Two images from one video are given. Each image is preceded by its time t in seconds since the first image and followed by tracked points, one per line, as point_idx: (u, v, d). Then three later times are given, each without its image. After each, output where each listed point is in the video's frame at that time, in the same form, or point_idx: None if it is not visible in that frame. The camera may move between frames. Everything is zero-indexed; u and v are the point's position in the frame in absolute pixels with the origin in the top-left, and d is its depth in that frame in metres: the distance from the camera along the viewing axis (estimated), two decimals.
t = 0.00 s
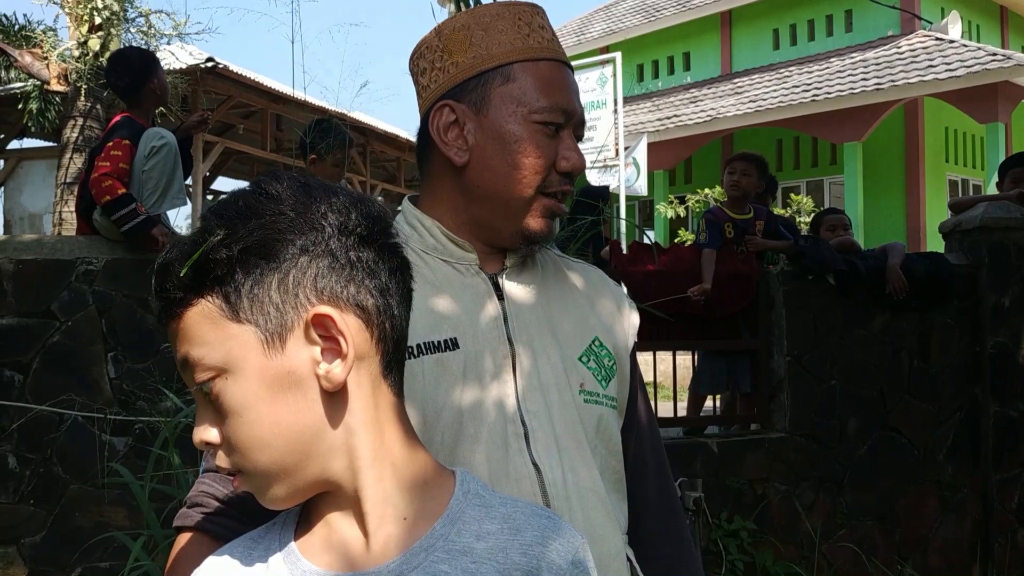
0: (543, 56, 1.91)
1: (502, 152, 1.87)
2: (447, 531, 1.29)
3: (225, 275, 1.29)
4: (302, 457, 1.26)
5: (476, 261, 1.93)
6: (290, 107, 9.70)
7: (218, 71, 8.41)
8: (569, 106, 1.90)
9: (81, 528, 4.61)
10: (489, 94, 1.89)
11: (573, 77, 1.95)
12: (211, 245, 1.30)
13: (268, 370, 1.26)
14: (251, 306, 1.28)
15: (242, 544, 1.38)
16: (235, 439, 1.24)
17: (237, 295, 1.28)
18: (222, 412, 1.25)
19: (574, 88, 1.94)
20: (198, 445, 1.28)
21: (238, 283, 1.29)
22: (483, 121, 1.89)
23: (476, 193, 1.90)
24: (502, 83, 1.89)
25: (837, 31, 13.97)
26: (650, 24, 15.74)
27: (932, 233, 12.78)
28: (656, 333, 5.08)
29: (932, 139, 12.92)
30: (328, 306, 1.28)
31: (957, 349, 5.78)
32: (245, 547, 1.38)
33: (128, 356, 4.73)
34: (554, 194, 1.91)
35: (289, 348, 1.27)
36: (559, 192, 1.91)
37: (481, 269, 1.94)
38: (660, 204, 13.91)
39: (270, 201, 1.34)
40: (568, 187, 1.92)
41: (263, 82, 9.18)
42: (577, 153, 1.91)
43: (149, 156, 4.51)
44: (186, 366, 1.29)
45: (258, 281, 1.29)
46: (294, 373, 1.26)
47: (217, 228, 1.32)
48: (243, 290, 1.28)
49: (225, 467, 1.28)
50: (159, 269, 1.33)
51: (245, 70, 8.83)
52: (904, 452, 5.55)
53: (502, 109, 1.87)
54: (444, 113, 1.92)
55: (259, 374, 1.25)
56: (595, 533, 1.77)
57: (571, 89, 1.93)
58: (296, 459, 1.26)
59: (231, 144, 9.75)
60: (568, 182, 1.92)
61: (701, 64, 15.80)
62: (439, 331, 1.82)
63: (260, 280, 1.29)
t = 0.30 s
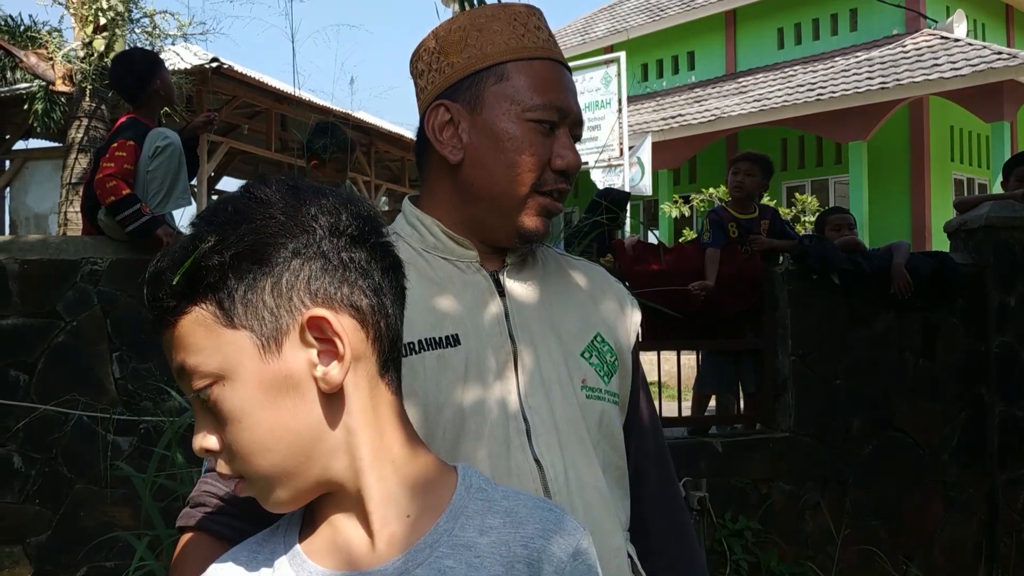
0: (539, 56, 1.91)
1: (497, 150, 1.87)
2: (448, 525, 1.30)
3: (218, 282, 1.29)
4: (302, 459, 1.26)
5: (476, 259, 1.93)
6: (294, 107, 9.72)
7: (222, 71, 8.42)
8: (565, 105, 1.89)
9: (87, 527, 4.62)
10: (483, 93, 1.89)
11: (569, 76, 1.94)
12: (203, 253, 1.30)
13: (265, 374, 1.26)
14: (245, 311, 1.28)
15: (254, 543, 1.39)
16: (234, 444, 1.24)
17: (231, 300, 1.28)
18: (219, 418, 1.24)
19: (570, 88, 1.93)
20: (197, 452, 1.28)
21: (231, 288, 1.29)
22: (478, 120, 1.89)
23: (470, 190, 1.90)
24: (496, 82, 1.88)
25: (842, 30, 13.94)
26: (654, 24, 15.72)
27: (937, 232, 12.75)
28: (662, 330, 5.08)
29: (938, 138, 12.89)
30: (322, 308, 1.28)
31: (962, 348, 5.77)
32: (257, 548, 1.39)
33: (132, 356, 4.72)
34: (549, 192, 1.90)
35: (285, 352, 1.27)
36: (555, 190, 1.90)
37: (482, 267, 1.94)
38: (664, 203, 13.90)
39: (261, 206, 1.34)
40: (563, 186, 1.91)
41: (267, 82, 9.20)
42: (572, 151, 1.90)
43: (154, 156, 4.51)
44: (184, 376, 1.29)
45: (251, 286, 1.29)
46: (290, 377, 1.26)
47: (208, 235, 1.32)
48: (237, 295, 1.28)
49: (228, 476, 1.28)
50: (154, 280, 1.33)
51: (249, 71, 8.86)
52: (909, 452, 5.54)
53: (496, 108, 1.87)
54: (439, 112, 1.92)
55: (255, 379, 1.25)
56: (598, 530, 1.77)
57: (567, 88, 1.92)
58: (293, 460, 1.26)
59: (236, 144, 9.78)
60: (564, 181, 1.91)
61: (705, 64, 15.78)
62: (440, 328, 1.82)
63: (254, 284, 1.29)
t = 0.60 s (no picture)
0: (541, 52, 1.90)
1: (497, 148, 1.86)
2: (450, 517, 1.33)
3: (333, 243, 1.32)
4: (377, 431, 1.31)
5: (483, 254, 1.92)
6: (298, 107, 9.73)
7: (226, 71, 8.42)
8: (566, 101, 1.89)
9: (91, 527, 4.63)
10: (484, 89, 1.88)
11: (572, 72, 1.93)
12: (321, 211, 1.32)
13: (374, 341, 1.32)
14: (359, 276, 1.33)
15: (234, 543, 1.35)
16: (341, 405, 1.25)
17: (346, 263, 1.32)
18: (332, 379, 1.25)
19: (572, 84, 1.92)
20: (264, 421, 1.21)
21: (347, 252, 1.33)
22: (479, 118, 1.88)
23: (473, 187, 1.89)
24: (497, 79, 1.88)
25: (846, 29, 13.91)
26: (658, 23, 15.71)
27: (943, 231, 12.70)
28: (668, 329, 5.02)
29: (943, 136, 12.85)
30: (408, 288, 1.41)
31: (969, 348, 5.75)
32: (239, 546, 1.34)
33: (137, 355, 4.71)
34: (551, 189, 1.88)
35: (383, 324, 1.35)
36: (557, 187, 1.89)
37: (488, 262, 1.93)
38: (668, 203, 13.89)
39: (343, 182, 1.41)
40: (566, 181, 1.89)
41: (271, 82, 9.21)
42: (573, 147, 1.89)
43: (158, 156, 4.50)
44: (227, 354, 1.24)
45: (360, 253, 1.35)
46: (385, 348, 1.34)
47: (311, 196, 1.33)
48: (352, 260, 1.33)
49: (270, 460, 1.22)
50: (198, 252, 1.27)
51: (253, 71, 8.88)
52: (915, 451, 5.53)
53: (498, 104, 1.87)
54: (442, 111, 1.92)
55: (365, 343, 1.30)
56: (600, 528, 1.77)
57: (568, 85, 1.90)
58: (344, 445, 1.25)
59: (240, 144, 9.80)
60: (566, 177, 1.90)
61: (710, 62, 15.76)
62: (445, 324, 1.81)
63: (363, 252, 1.36)
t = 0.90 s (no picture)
0: (534, 42, 1.82)
1: (483, 142, 1.80)
2: (442, 507, 1.34)
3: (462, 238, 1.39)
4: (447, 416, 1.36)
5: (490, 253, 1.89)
6: (301, 107, 9.74)
7: (229, 71, 8.44)
8: (559, 92, 1.80)
9: (95, 526, 4.64)
10: (474, 84, 1.83)
11: (571, 64, 1.84)
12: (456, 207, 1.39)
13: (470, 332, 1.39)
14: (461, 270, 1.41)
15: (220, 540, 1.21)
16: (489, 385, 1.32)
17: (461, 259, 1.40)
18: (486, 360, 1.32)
19: (569, 76, 1.82)
20: (473, 391, 1.23)
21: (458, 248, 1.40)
22: (469, 113, 1.83)
23: (463, 183, 1.83)
24: (487, 72, 1.82)
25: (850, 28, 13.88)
26: (661, 22, 15.71)
27: (946, 229, 12.66)
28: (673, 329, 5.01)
29: (946, 135, 12.83)
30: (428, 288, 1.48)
31: (972, 347, 5.74)
32: (224, 545, 1.20)
33: (141, 354, 4.75)
34: (539, 183, 1.79)
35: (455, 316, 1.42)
36: (546, 181, 1.79)
37: (495, 261, 1.90)
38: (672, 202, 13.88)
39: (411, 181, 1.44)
40: (556, 175, 1.79)
41: (274, 82, 9.23)
42: (564, 139, 1.79)
43: (160, 157, 4.51)
44: (436, 327, 1.21)
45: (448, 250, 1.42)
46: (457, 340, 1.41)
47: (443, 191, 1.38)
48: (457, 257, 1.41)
49: (465, 430, 1.23)
50: (416, 219, 1.23)
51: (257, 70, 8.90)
52: (919, 451, 5.52)
53: (486, 98, 1.81)
54: (438, 109, 1.90)
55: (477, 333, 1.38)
56: (606, 528, 1.77)
57: (564, 76, 1.81)
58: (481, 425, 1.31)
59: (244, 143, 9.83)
60: (558, 170, 1.80)
61: (713, 62, 15.75)
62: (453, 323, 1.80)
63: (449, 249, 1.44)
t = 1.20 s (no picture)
0: (520, 39, 1.78)
1: (467, 139, 1.78)
2: (465, 506, 1.32)
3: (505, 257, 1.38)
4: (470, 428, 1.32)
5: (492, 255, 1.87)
6: (303, 107, 9.77)
7: (232, 71, 8.47)
8: (544, 86, 1.76)
9: (97, 526, 4.65)
10: (463, 83, 1.81)
11: (561, 59, 1.79)
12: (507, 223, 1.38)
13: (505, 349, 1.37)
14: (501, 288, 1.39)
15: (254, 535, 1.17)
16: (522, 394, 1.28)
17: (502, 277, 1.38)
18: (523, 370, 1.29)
19: (557, 70, 1.77)
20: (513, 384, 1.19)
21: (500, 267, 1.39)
22: (457, 112, 1.82)
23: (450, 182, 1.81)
24: (475, 71, 1.80)
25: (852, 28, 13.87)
26: (663, 22, 15.71)
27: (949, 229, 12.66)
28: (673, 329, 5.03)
29: (949, 134, 12.82)
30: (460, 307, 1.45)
31: (973, 346, 5.74)
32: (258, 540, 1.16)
33: (143, 355, 4.74)
34: (521, 176, 1.76)
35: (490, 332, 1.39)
36: (527, 174, 1.76)
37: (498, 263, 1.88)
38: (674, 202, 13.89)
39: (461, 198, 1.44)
40: (537, 167, 1.75)
41: (277, 82, 9.26)
42: (546, 132, 1.74)
43: (163, 156, 4.49)
44: (484, 312, 1.19)
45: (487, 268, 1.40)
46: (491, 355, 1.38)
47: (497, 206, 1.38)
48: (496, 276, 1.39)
49: (498, 425, 1.19)
50: (485, 206, 1.23)
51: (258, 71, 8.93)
52: (921, 450, 5.52)
53: (471, 98, 1.79)
54: (437, 111, 1.90)
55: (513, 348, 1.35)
56: (609, 531, 1.76)
57: (550, 70, 1.77)
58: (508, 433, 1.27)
59: (246, 144, 9.86)
60: (540, 162, 1.76)
61: (715, 61, 15.75)
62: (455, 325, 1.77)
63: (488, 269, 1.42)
